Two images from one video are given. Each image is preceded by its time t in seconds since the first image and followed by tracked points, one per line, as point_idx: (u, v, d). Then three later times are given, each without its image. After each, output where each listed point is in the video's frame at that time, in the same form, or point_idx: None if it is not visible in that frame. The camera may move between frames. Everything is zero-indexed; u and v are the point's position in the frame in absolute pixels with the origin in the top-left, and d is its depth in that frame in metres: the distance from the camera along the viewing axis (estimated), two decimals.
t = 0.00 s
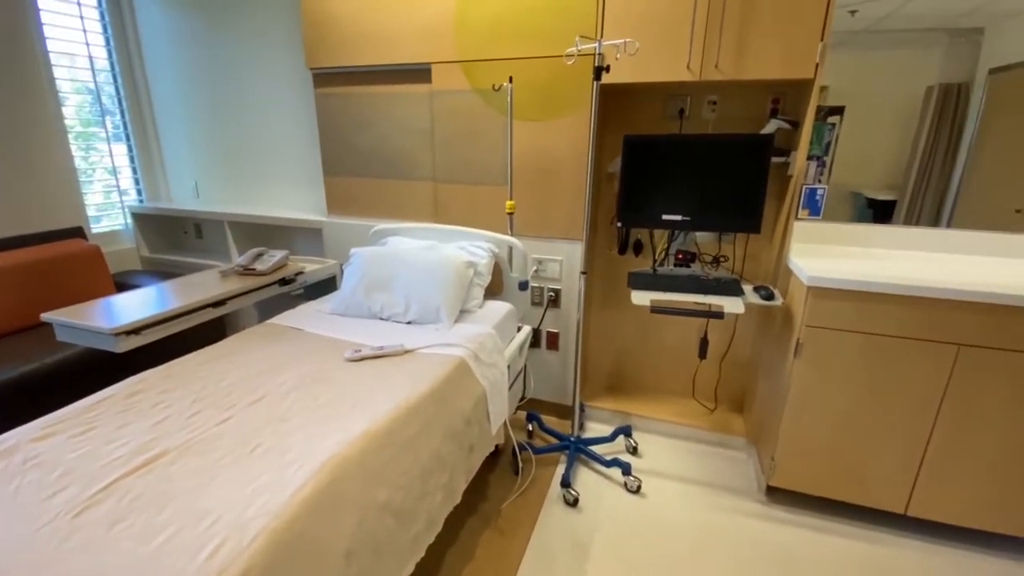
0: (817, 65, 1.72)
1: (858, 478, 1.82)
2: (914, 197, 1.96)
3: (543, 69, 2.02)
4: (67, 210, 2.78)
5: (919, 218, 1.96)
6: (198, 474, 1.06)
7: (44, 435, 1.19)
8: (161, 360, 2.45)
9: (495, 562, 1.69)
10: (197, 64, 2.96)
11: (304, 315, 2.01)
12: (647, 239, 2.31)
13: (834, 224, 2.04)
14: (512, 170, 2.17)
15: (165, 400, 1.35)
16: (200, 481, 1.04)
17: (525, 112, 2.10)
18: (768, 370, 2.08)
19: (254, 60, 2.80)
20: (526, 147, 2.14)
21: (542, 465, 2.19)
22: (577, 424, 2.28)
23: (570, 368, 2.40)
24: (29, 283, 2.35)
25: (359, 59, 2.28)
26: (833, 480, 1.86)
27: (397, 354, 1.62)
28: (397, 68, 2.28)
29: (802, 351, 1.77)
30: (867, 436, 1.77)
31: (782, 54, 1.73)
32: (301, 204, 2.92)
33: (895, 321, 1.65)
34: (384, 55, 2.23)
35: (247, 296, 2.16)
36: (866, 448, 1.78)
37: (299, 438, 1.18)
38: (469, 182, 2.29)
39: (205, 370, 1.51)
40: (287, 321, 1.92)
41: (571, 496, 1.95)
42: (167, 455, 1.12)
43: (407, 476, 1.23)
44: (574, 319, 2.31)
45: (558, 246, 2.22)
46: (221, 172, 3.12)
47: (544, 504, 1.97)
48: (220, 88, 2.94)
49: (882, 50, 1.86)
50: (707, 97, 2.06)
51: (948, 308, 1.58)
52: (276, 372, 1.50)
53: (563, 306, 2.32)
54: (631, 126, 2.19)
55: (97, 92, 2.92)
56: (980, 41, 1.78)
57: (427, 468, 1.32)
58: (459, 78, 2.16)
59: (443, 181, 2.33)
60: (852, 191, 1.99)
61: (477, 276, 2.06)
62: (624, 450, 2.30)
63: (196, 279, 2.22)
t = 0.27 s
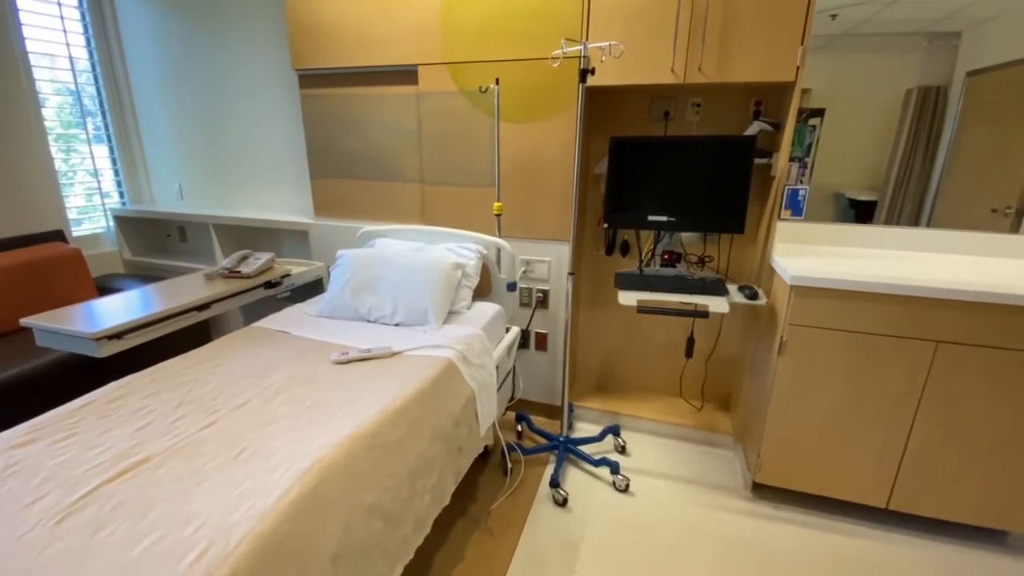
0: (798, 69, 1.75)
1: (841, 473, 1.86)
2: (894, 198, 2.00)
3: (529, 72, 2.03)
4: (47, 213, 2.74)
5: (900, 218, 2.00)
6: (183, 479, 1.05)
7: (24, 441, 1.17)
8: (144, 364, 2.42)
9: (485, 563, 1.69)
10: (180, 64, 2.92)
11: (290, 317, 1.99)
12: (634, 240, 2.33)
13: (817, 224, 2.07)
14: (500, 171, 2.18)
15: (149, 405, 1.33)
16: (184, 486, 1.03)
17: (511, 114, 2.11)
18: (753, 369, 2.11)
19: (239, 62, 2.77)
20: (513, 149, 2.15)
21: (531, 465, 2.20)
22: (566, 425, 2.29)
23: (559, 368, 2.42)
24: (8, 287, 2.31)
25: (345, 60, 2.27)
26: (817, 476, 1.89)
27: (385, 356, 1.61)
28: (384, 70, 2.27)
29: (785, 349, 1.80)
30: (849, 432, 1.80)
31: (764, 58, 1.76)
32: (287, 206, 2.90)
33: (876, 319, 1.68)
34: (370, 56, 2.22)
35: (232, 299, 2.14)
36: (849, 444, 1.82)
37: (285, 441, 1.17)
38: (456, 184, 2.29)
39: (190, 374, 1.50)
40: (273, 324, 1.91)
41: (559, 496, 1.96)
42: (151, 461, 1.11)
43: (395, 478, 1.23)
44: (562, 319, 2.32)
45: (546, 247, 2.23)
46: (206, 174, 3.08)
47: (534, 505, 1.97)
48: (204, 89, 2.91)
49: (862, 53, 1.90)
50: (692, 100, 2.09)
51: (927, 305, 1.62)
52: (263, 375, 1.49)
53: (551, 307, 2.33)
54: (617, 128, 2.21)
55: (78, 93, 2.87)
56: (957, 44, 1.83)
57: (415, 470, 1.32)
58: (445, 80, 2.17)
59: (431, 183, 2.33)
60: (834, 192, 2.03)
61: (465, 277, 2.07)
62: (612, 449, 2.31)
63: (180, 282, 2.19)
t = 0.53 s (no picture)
0: (781, 71, 1.78)
1: (827, 470, 1.88)
2: (877, 199, 2.04)
3: (517, 74, 2.04)
4: (27, 215, 2.68)
5: (882, 218, 2.04)
6: (168, 484, 1.04)
7: (4, 448, 1.15)
8: (128, 369, 2.38)
9: (475, 565, 1.69)
10: (164, 65, 2.89)
11: (278, 320, 1.98)
12: (622, 241, 2.34)
13: (802, 225, 2.10)
14: (488, 173, 2.19)
15: (133, 410, 1.31)
16: (169, 491, 1.02)
17: (500, 115, 2.12)
18: (740, 368, 2.14)
19: (224, 62, 2.75)
20: (501, 150, 2.16)
21: (521, 466, 2.20)
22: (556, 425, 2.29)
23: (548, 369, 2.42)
24: None
25: (332, 61, 2.26)
26: (804, 473, 1.91)
27: (373, 358, 1.61)
28: (371, 71, 2.26)
29: (771, 348, 1.82)
30: (835, 429, 1.83)
31: (748, 61, 1.79)
32: (274, 208, 2.88)
33: (859, 317, 1.71)
34: (357, 57, 2.21)
35: (218, 302, 2.11)
36: (834, 441, 1.84)
37: (272, 445, 1.16)
38: (444, 186, 2.29)
39: (175, 378, 1.48)
40: (260, 327, 1.89)
41: (550, 496, 1.97)
42: (134, 466, 1.09)
43: (384, 481, 1.22)
44: (552, 320, 2.33)
45: (535, 248, 2.24)
46: (190, 176, 3.05)
47: (524, 506, 1.97)
48: (188, 89, 2.88)
49: (844, 56, 1.93)
50: (678, 102, 2.11)
51: (909, 304, 1.65)
52: (249, 379, 1.48)
53: (541, 308, 2.33)
54: (605, 130, 2.22)
55: (59, 94, 2.83)
56: (936, 47, 1.86)
57: (405, 472, 1.31)
58: (433, 81, 2.16)
59: (419, 184, 2.32)
60: (818, 193, 2.07)
61: (454, 279, 2.06)
62: (602, 449, 2.32)
63: (164, 285, 2.16)
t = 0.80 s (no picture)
0: (768, 73, 1.80)
1: (815, 468, 1.90)
2: (863, 199, 2.07)
3: (507, 75, 2.04)
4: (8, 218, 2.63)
5: (868, 218, 2.07)
6: (155, 491, 1.02)
7: None
8: (114, 374, 2.35)
9: (468, 568, 1.68)
10: (150, 66, 2.85)
11: (267, 323, 1.96)
12: (612, 242, 2.35)
13: (789, 225, 2.13)
14: (479, 174, 2.19)
15: (119, 416, 1.29)
16: (157, 498, 1.00)
17: (490, 117, 2.12)
18: (730, 367, 2.16)
19: (211, 63, 2.72)
20: (491, 151, 2.16)
21: (513, 467, 2.20)
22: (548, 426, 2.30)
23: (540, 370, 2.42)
24: None
25: (321, 62, 2.24)
26: (793, 471, 1.93)
27: (364, 361, 1.60)
28: (361, 72, 2.25)
29: (760, 347, 1.84)
30: (823, 427, 1.85)
31: (735, 63, 1.81)
32: (263, 210, 2.85)
33: (846, 316, 1.73)
34: (346, 59, 2.20)
35: (205, 306, 2.09)
36: (822, 438, 1.86)
37: (262, 450, 1.15)
38: (435, 187, 2.28)
39: (162, 383, 1.46)
40: (249, 331, 1.87)
41: (542, 497, 1.97)
42: (121, 473, 1.08)
43: (375, 484, 1.22)
44: (543, 321, 2.34)
45: (526, 249, 2.24)
46: (177, 178, 3.01)
47: (517, 507, 1.97)
48: (174, 90, 2.85)
49: (829, 59, 1.96)
50: (667, 104, 2.13)
51: (894, 303, 1.67)
52: (238, 383, 1.46)
53: (532, 309, 2.34)
54: (595, 131, 2.23)
55: (41, 94, 2.78)
56: (919, 50, 1.90)
57: (396, 475, 1.31)
58: (423, 82, 2.16)
59: (409, 186, 2.32)
60: (805, 194, 2.09)
61: (445, 280, 2.06)
62: (594, 449, 2.33)
63: (150, 289, 2.13)
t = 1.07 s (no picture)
0: (756, 76, 1.82)
1: (806, 466, 1.92)
2: (850, 200, 2.09)
3: (498, 77, 2.05)
4: None
5: (855, 219, 2.10)
6: (145, 497, 1.01)
7: None
8: (102, 379, 2.32)
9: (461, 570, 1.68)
10: (137, 67, 2.82)
11: (257, 327, 1.94)
12: (604, 243, 2.37)
13: (778, 226, 2.15)
14: (470, 176, 2.19)
15: (108, 421, 1.28)
16: (146, 504, 0.99)
17: (481, 119, 2.12)
18: (721, 367, 2.17)
19: (199, 64, 2.70)
20: (483, 153, 2.16)
21: (506, 469, 2.20)
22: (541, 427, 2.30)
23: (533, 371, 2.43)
24: None
25: (311, 63, 2.23)
26: (783, 470, 1.95)
27: (355, 364, 1.59)
28: (352, 73, 2.24)
29: (751, 347, 1.86)
30: (813, 426, 1.87)
31: (725, 66, 1.82)
32: (252, 212, 2.83)
33: (835, 316, 1.75)
34: (337, 60, 2.19)
35: (194, 309, 2.07)
36: (812, 436, 1.88)
37: (253, 454, 1.14)
38: (427, 189, 2.28)
39: (151, 388, 1.44)
40: (239, 334, 1.86)
41: (536, 499, 1.97)
42: (109, 479, 1.06)
43: (368, 488, 1.21)
44: (535, 323, 2.34)
45: (518, 251, 2.24)
46: (165, 180, 2.98)
47: (510, 509, 1.97)
48: (163, 91, 2.82)
49: (817, 62, 1.98)
50: (658, 106, 2.14)
51: (882, 302, 1.70)
52: (229, 387, 1.45)
53: (524, 310, 2.34)
54: (586, 133, 2.24)
55: (26, 95, 2.74)
56: (904, 53, 1.92)
57: (389, 479, 1.30)
58: (414, 84, 2.16)
59: (401, 187, 2.31)
60: (793, 195, 2.11)
61: (438, 282, 2.05)
62: (587, 450, 2.33)
63: (138, 292, 2.10)
